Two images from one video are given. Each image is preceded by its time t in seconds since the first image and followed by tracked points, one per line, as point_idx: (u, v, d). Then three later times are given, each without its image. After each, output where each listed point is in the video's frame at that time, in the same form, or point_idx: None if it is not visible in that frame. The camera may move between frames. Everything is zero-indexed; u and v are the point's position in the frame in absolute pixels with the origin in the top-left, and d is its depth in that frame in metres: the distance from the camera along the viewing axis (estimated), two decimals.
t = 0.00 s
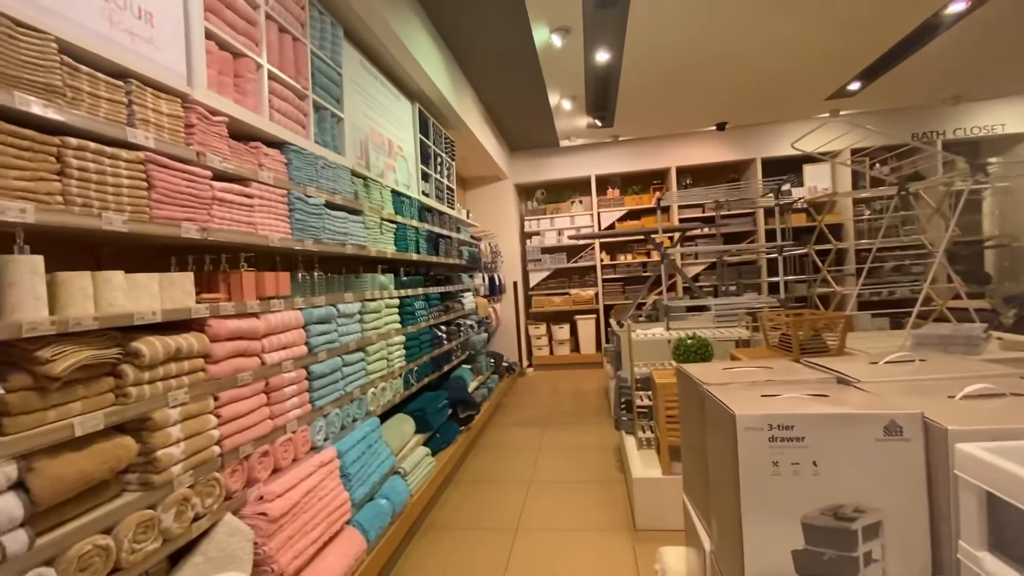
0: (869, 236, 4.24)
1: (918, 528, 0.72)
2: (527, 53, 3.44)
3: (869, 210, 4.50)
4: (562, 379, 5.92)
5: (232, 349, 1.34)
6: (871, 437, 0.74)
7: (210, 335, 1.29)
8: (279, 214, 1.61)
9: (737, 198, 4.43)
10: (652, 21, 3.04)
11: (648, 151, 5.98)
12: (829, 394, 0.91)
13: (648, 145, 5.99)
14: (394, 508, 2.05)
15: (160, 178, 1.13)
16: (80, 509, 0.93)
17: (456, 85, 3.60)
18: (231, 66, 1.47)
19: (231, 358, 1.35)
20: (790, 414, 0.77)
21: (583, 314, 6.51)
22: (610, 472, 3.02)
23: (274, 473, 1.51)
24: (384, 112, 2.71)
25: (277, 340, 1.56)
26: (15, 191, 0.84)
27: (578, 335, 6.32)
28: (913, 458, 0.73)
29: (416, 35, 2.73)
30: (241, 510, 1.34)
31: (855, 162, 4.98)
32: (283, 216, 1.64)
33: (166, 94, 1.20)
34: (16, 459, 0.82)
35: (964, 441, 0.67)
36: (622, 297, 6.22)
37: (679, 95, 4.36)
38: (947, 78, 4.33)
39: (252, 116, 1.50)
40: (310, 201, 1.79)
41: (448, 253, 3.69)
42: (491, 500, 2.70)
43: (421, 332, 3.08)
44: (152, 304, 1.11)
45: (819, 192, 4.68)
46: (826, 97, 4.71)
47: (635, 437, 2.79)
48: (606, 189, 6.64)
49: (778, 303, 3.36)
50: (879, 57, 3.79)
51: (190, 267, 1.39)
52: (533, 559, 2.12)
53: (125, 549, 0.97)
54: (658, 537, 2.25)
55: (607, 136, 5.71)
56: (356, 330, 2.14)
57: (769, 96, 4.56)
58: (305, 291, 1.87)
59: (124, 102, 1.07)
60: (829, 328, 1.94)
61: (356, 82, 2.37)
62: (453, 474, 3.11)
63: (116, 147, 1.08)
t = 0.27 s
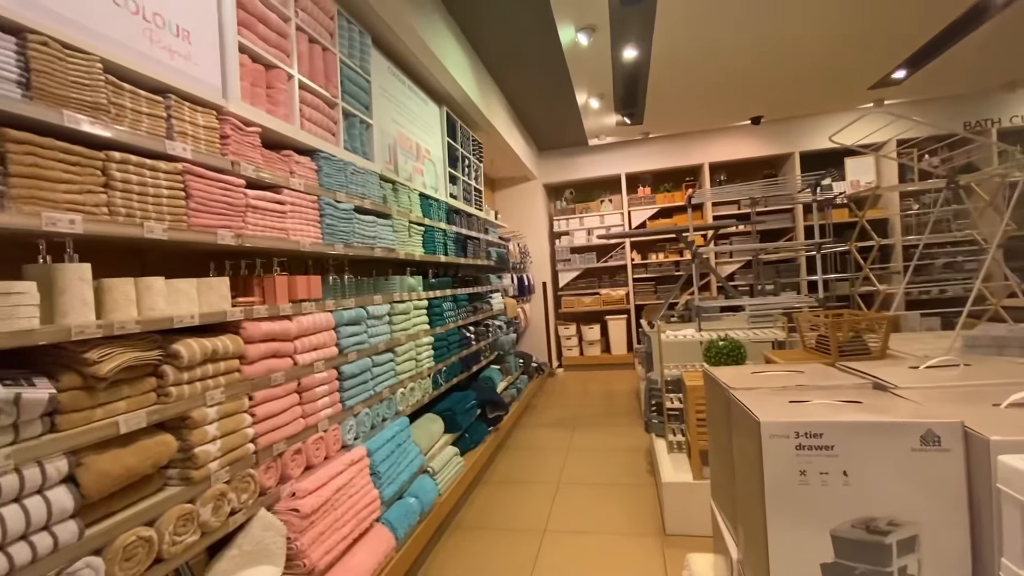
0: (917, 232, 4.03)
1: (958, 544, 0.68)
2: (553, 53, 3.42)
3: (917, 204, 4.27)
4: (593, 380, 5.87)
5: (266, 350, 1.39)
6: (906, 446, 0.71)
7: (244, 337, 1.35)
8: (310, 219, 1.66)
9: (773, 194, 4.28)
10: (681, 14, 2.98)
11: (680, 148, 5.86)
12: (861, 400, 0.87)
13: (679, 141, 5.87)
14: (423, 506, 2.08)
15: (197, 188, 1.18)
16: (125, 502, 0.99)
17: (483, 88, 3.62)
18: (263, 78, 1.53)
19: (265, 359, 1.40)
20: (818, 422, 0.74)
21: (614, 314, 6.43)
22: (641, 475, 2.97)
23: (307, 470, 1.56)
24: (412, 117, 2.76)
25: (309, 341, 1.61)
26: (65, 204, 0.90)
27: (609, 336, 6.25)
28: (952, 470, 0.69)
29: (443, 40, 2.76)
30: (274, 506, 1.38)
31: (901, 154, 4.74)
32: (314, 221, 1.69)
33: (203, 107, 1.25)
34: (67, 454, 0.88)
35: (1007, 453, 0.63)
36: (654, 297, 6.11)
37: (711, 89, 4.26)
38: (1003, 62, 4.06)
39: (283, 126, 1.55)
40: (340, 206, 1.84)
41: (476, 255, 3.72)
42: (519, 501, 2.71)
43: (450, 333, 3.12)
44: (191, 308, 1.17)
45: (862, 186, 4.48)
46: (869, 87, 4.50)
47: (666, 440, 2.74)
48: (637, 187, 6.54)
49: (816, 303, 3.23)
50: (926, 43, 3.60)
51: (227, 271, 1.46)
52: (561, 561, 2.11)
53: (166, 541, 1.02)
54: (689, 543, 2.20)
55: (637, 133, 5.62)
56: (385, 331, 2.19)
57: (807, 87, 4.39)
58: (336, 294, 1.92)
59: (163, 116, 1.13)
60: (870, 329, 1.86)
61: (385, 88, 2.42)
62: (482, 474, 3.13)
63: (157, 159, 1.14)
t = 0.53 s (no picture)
0: (965, 227, 3.82)
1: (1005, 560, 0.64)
2: (578, 51, 3.40)
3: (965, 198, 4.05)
4: (621, 380, 5.80)
5: (296, 350, 1.43)
6: (948, 454, 0.67)
7: (275, 338, 1.39)
8: (338, 222, 1.70)
9: (809, 188, 4.13)
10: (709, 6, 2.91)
11: (710, 143, 5.73)
12: (901, 406, 0.83)
13: (709, 137, 5.74)
14: (449, 505, 2.10)
15: (230, 194, 1.23)
16: (164, 496, 1.04)
17: (508, 88, 3.63)
18: (292, 85, 1.57)
19: (295, 358, 1.44)
20: (852, 428, 0.71)
21: (642, 314, 6.34)
22: (669, 478, 2.92)
23: (336, 468, 1.60)
24: (437, 119, 2.79)
25: (337, 341, 1.64)
26: (107, 212, 0.95)
27: (637, 336, 6.16)
28: (999, 481, 0.65)
29: (467, 42, 2.78)
30: (305, 502, 1.42)
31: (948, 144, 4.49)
32: (342, 224, 1.73)
33: (234, 116, 1.30)
34: (110, 450, 0.92)
35: None
36: (683, 296, 5.99)
37: (741, 82, 4.15)
38: None
39: (311, 131, 1.59)
40: (367, 209, 1.88)
41: (502, 255, 3.72)
42: (545, 502, 2.70)
43: (476, 333, 3.14)
44: (224, 310, 1.21)
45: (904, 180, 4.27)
46: (911, 75, 4.30)
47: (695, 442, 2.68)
48: (665, 185, 6.43)
49: (855, 302, 3.11)
50: (973, 27, 3.41)
51: (258, 274, 1.50)
52: (587, 562, 2.10)
53: (202, 534, 1.06)
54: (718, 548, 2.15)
55: (665, 129, 5.53)
56: (412, 331, 2.22)
57: (844, 78, 4.22)
58: (363, 295, 1.96)
59: (198, 125, 1.17)
60: (913, 330, 1.75)
61: (410, 92, 2.45)
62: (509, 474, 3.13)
63: (192, 167, 1.19)
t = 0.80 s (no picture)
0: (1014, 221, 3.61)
1: None
2: (601, 47, 3.36)
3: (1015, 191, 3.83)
4: (646, 380, 5.71)
5: (321, 350, 1.46)
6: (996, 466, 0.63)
7: (301, 338, 1.41)
8: (361, 223, 1.72)
9: (844, 182, 3.95)
10: None
11: (738, 138, 5.59)
12: (944, 412, 0.78)
13: (738, 131, 5.60)
14: (472, 504, 2.11)
15: (256, 197, 1.25)
16: (195, 492, 1.07)
17: (531, 86, 3.61)
18: (317, 89, 1.59)
19: (321, 358, 1.47)
20: (891, 435, 0.68)
21: (668, 313, 6.23)
22: (697, 481, 2.86)
23: (360, 466, 1.62)
24: (460, 119, 2.79)
25: (361, 341, 1.66)
26: (141, 216, 0.98)
27: (663, 335, 6.06)
28: None
29: (489, 41, 2.77)
30: (330, 499, 1.44)
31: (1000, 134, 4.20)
32: (366, 225, 1.75)
33: (261, 120, 1.32)
34: (143, 446, 0.95)
35: None
36: (711, 295, 5.86)
37: (772, 75, 4.02)
38: None
39: (336, 134, 1.61)
40: (390, 210, 1.89)
41: (525, 254, 3.71)
42: (569, 503, 2.68)
43: (499, 332, 3.13)
44: (251, 310, 1.24)
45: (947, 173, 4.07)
46: (955, 63, 4.09)
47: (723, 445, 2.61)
48: (692, 181, 6.30)
49: (894, 301, 2.98)
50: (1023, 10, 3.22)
51: (285, 274, 1.53)
52: (611, 565, 2.07)
53: (231, 529, 1.09)
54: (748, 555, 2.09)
55: (692, 124, 5.41)
56: (435, 331, 2.23)
57: (882, 66, 4.05)
58: (387, 295, 1.98)
59: (226, 130, 1.20)
60: (957, 331, 1.67)
61: (433, 92, 2.47)
62: (532, 474, 3.12)
63: (221, 170, 1.22)
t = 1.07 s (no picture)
0: None
1: None
2: (627, 41, 3.30)
3: None
4: (673, 380, 5.60)
5: (346, 348, 1.46)
6: None
7: (326, 336, 1.42)
8: (385, 222, 1.72)
9: (883, 176, 3.80)
10: None
11: (770, 131, 5.42)
12: (1001, 421, 0.73)
13: (769, 124, 5.43)
14: (495, 504, 2.10)
15: (282, 197, 1.26)
16: (224, 488, 1.08)
17: (555, 83, 3.57)
18: (341, 89, 1.60)
19: (346, 356, 1.48)
20: (944, 446, 0.64)
21: (696, 312, 6.10)
22: (726, 484, 2.79)
23: (385, 464, 1.62)
24: (483, 117, 2.78)
25: (385, 340, 1.67)
26: (171, 217, 0.99)
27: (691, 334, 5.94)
28: None
29: (513, 37, 2.75)
30: (355, 497, 1.45)
31: None
32: (390, 224, 1.75)
33: (287, 121, 1.34)
34: (174, 443, 0.97)
35: None
36: (741, 294, 5.71)
37: (805, 64, 3.88)
38: None
39: (360, 133, 1.62)
40: (414, 209, 1.89)
41: (549, 252, 3.68)
42: (594, 504, 2.65)
43: (522, 331, 3.12)
44: (278, 309, 1.25)
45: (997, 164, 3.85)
46: (1005, 47, 3.87)
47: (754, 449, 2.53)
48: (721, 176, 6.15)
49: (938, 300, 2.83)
50: None
51: (310, 274, 1.54)
52: (638, 569, 2.04)
53: (258, 526, 1.11)
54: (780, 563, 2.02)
55: (720, 118, 5.28)
56: (458, 329, 2.23)
57: (925, 53, 3.85)
58: (411, 294, 1.98)
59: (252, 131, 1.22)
60: (1009, 332, 1.58)
61: (456, 90, 2.46)
62: (556, 474, 3.10)
63: (248, 171, 1.23)
